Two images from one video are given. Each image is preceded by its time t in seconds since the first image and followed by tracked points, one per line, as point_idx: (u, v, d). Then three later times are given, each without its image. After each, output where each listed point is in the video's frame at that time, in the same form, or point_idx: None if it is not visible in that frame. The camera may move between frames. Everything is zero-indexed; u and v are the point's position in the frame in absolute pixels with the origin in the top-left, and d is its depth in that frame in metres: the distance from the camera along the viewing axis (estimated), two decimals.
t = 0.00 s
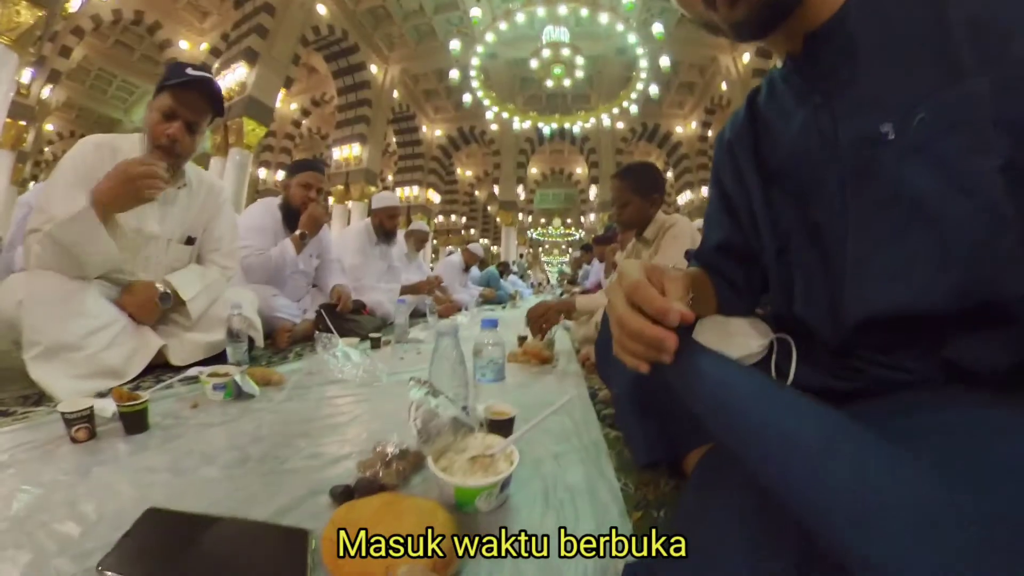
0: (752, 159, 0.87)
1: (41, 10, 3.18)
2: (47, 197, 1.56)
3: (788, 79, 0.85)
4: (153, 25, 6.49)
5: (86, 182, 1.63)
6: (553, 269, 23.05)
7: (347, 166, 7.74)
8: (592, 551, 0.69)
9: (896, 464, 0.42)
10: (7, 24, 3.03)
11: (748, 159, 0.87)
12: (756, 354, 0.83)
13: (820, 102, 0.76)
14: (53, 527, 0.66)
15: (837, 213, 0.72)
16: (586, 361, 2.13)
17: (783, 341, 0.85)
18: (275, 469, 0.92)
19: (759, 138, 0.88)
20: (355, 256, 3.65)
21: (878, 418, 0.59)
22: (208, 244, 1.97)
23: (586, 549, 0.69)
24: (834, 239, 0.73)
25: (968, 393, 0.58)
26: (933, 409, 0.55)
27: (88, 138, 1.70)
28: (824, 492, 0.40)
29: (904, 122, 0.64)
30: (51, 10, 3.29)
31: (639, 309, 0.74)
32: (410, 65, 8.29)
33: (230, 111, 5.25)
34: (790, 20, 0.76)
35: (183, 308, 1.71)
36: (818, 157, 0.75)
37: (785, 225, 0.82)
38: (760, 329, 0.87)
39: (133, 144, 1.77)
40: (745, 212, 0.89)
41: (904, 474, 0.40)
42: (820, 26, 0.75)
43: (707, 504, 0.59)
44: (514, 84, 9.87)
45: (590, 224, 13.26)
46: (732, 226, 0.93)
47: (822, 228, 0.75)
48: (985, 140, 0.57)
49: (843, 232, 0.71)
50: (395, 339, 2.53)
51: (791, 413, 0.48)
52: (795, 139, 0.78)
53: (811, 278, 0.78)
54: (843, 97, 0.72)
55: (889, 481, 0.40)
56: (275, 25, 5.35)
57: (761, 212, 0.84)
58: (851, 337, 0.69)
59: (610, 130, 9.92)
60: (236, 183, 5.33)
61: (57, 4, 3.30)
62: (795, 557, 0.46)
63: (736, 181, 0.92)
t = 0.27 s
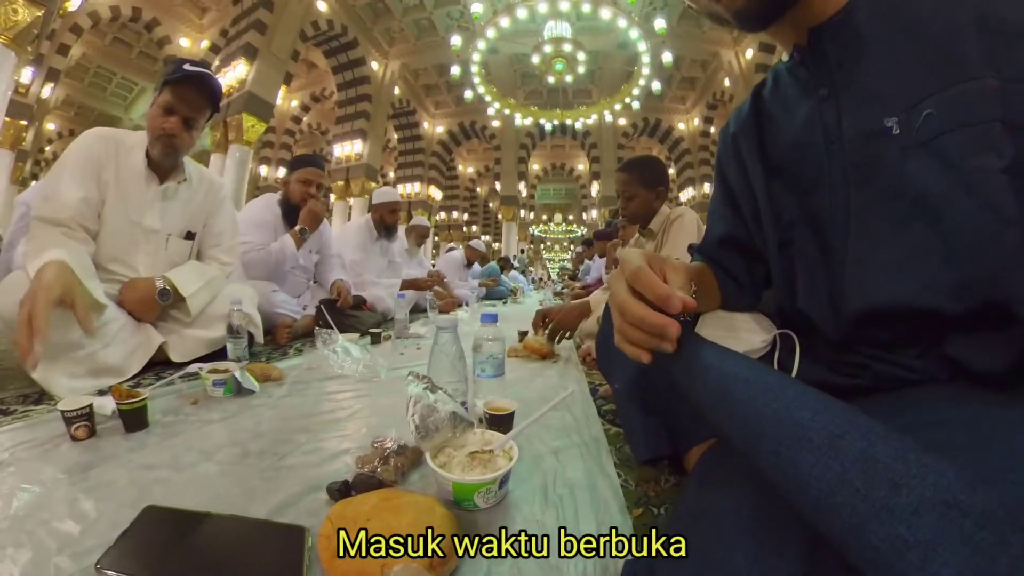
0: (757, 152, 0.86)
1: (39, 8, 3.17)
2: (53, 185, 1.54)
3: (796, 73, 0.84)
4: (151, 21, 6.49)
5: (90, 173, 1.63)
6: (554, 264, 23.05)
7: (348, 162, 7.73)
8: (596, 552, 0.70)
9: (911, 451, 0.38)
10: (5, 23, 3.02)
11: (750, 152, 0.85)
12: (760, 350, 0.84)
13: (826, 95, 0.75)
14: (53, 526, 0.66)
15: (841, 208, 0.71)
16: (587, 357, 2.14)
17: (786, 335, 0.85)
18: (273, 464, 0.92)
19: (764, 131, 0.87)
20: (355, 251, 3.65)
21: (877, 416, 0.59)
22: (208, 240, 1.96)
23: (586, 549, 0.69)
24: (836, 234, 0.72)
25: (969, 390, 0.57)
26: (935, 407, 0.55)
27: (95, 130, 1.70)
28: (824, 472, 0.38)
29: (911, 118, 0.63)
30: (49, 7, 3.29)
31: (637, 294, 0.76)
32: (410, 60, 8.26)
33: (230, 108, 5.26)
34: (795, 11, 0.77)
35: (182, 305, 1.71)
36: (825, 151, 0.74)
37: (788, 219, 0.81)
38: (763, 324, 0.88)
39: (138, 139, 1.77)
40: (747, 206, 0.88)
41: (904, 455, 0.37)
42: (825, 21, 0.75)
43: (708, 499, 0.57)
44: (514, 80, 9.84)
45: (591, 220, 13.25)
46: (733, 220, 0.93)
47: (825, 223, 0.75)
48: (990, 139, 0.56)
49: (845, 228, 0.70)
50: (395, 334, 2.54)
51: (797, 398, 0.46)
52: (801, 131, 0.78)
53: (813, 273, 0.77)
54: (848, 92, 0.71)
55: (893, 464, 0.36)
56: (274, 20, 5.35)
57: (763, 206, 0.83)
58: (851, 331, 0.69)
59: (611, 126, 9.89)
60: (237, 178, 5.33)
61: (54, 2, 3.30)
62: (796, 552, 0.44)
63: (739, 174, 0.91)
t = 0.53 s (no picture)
0: (759, 148, 0.85)
1: (37, 8, 3.29)
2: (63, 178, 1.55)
3: (798, 70, 0.84)
4: (150, 18, 6.50)
5: (99, 169, 1.64)
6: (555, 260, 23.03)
7: (349, 158, 7.72)
8: (595, 552, 0.68)
9: (910, 442, 0.38)
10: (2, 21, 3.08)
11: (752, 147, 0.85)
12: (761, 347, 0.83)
13: (828, 93, 0.75)
14: (60, 521, 0.67)
15: (841, 206, 0.71)
16: (588, 353, 2.14)
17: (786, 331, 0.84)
18: (276, 459, 0.93)
19: (766, 127, 0.87)
20: (356, 247, 3.66)
21: (879, 410, 0.59)
22: (211, 236, 1.97)
23: (585, 549, 0.69)
24: (837, 231, 0.72)
25: (970, 385, 0.57)
26: (938, 402, 0.55)
27: (101, 126, 1.71)
28: (823, 463, 0.38)
29: (914, 117, 0.63)
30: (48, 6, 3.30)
31: (622, 274, 0.78)
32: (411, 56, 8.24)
33: (230, 104, 5.28)
34: (801, 10, 0.76)
35: (184, 301, 1.72)
36: (826, 149, 0.73)
37: (789, 215, 0.80)
38: (765, 320, 0.87)
39: (144, 135, 1.78)
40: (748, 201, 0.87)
41: (894, 444, 0.38)
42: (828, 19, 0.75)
43: (707, 493, 0.56)
44: (515, 75, 9.81)
45: (592, 215, 13.22)
46: (734, 216, 0.93)
47: (825, 221, 0.74)
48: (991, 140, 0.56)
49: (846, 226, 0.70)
50: (397, 330, 2.55)
51: (797, 391, 0.46)
52: (802, 128, 0.77)
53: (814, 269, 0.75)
54: (851, 90, 0.71)
55: (892, 455, 0.36)
56: (274, 15, 5.36)
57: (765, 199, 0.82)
58: (851, 329, 0.69)
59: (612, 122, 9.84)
60: (238, 175, 5.34)
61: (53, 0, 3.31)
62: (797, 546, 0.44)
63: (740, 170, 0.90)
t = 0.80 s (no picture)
0: (763, 147, 0.86)
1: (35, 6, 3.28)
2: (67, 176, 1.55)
3: (806, 67, 0.83)
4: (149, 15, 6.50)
5: (102, 168, 1.64)
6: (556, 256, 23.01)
7: (349, 154, 7.71)
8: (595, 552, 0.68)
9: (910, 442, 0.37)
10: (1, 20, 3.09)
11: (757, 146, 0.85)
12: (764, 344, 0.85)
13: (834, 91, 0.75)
14: (63, 518, 0.67)
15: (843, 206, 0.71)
16: (589, 349, 2.15)
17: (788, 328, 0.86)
18: (277, 456, 0.93)
19: (771, 126, 0.86)
20: (357, 244, 3.66)
21: (880, 407, 0.59)
22: (212, 234, 1.97)
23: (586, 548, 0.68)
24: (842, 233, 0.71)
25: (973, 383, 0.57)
26: (941, 400, 0.54)
27: (103, 124, 1.72)
28: (818, 465, 0.39)
29: (912, 116, 0.61)
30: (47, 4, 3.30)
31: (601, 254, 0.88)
32: (411, 52, 8.21)
33: (230, 101, 5.28)
34: (803, 7, 0.76)
35: (186, 299, 1.72)
36: (830, 149, 0.73)
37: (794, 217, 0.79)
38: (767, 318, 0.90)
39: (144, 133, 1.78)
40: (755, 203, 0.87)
41: (894, 443, 0.37)
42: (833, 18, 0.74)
43: (707, 490, 0.56)
44: (515, 71, 9.77)
45: (593, 212, 13.19)
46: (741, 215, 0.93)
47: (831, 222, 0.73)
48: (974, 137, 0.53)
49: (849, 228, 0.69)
50: (398, 327, 2.56)
51: (797, 392, 0.46)
52: (809, 127, 0.76)
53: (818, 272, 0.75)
54: (856, 88, 0.70)
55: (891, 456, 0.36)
56: (273, 12, 5.35)
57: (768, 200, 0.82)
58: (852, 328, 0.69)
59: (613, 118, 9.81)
60: (239, 172, 5.36)
61: None
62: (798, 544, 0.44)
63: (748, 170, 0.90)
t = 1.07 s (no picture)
0: (765, 143, 0.90)
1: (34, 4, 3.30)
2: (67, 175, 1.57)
3: (806, 65, 0.87)
4: (149, 13, 6.53)
5: (101, 166, 1.65)
6: (558, 252, 23.00)
7: (350, 150, 7.71)
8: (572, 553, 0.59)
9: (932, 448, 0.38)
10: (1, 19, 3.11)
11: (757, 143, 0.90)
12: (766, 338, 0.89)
13: (832, 91, 0.78)
14: (68, 513, 0.68)
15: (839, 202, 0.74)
16: (590, 344, 2.16)
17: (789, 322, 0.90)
18: (281, 449, 0.94)
19: (773, 125, 0.90)
20: (358, 239, 3.67)
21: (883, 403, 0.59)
22: (214, 229, 1.98)
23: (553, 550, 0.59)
24: (835, 226, 0.76)
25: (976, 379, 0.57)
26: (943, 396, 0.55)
27: (103, 122, 1.73)
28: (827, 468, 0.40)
29: (898, 114, 0.65)
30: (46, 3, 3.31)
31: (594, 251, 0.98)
32: (412, 47, 8.18)
33: (231, 98, 5.30)
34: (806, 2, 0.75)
35: (188, 295, 1.73)
36: (827, 146, 0.77)
37: (792, 211, 0.85)
38: (768, 313, 0.93)
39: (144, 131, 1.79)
40: (755, 198, 0.92)
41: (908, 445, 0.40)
42: (830, 16, 0.78)
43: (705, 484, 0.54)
44: (516, 66, 9.74)
45: (595, 207, 13.17)
46: (743, 209, 0.97)
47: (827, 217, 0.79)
48: (946, 133, 0.57)
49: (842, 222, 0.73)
50: (400, 322, 2.57)
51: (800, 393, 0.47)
52: (807, 126, 0.81)
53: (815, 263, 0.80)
54: (852, 90, 0.74)
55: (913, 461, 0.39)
56: (273, 8, 5.34)
57: (768, 195, 0.87)
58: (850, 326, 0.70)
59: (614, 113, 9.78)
60: (240, 169, 5.36)
61: None
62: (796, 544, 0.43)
63: (748, 166, 0.94)
